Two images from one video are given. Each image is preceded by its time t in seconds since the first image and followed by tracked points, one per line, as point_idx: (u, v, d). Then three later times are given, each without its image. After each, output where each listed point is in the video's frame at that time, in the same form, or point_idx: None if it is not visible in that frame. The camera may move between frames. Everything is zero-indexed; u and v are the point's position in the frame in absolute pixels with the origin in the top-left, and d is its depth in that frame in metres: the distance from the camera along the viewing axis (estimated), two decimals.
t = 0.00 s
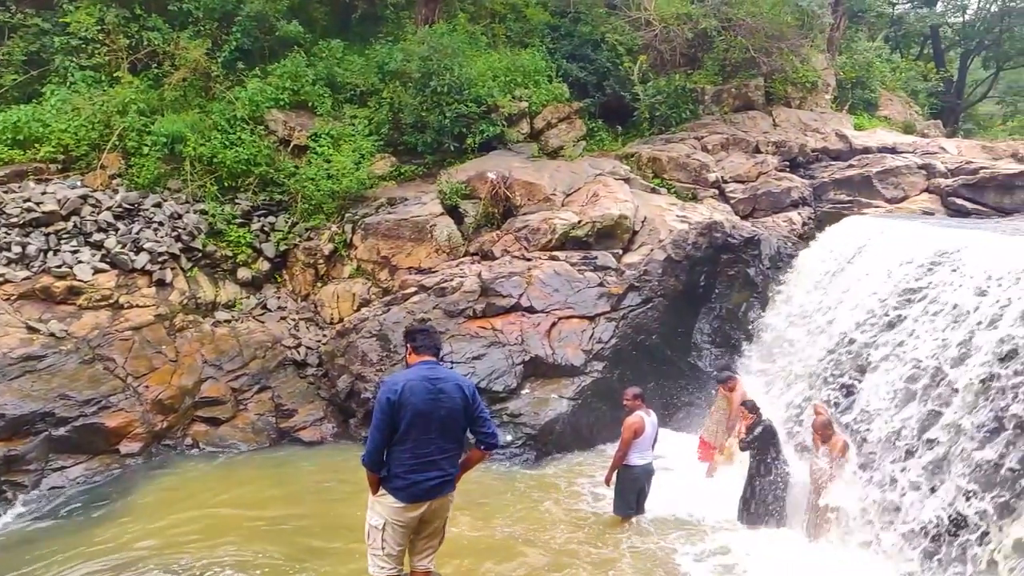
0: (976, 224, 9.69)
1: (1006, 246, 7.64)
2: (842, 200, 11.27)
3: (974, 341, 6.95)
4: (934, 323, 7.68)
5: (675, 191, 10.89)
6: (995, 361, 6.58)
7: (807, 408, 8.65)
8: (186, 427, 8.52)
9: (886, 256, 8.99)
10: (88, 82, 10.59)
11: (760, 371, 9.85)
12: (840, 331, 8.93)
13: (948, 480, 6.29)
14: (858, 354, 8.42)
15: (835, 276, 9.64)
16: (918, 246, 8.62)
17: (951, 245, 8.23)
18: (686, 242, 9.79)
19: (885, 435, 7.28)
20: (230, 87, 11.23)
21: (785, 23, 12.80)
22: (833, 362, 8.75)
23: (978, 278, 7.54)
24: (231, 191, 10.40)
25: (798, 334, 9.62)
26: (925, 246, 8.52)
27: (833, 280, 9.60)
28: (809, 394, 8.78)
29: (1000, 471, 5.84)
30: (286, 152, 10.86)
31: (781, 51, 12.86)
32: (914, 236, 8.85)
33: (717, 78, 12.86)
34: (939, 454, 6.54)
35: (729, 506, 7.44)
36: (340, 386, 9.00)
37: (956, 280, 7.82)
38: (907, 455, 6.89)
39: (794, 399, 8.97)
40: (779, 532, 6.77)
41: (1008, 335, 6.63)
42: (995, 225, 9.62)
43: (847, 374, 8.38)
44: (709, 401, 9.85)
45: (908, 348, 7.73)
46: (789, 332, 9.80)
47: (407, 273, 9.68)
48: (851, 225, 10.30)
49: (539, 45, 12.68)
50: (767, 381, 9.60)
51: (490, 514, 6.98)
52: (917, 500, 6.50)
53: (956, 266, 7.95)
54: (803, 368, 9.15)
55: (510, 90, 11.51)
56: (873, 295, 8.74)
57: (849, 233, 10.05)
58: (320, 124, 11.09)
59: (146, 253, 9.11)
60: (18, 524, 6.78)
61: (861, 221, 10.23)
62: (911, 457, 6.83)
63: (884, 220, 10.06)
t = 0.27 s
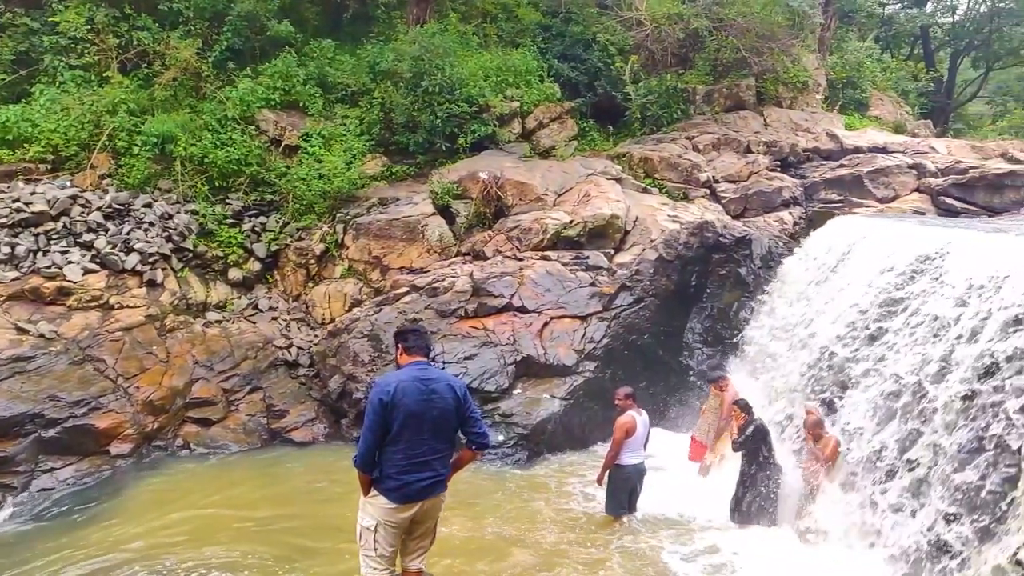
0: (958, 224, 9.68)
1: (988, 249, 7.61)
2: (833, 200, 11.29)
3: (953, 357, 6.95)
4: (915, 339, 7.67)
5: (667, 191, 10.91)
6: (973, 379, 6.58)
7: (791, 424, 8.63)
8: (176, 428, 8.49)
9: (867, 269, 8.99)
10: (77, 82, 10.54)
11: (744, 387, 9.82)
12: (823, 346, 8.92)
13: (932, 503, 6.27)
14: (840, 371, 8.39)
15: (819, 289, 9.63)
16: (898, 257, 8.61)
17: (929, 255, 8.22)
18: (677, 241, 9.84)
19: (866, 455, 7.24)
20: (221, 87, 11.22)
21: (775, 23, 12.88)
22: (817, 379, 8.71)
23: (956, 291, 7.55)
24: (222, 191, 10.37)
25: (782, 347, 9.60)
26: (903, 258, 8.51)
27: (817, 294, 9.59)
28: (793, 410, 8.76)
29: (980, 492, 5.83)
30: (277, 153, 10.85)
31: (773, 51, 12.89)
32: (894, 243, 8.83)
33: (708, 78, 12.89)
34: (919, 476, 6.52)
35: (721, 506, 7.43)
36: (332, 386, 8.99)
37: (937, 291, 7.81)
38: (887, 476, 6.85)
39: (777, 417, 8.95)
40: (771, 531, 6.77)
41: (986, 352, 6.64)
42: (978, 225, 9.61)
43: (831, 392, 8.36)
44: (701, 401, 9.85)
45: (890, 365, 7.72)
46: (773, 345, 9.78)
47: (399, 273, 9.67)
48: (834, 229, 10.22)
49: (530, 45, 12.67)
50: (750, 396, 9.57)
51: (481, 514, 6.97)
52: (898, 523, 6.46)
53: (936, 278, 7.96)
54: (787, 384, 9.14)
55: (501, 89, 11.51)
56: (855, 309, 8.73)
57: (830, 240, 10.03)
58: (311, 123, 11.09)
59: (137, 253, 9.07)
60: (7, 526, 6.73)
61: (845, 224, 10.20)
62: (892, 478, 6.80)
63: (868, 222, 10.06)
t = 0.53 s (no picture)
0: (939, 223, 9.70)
1: (969, 254, 7.62)
2: (824, 199, 11.32)
3: (934, 373, 6.91)
4: (895, 355, 7.61)
5: (659, 191, 10.92)
6: (954, 396, 6.54)
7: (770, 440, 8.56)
8: (167, 429, 8.45)
9: (849, 281, 8.94)
10: (67, 82, 10.46)
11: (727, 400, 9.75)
12: (805, 360, 8.86)
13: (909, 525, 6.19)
14: (821, 387, 8.32)
15: (802, 302, 9.57)
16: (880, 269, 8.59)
17: (911, 268, 8.22)
18: (669, 241, 9.87)
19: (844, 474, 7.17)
20: (212, 87, 11.20)
21: (767, 24, 12.89)
22: (798, 395, 8.65)
23: (937, 305, 7.53)
24: (213, 191, 10.36)
25: (765, 361, 9.55)
26: (886, 270, 8.49)
27: (800, 306, 9.52)
28: (774, 426, 8.69)
29: (963, 516, 5.80)
30: (268, 153, 10.84)
31: (764, 51, 12.92)
32: (877, 253, 8.81)
33: (699, 78, 12.92)
34: (899, 499, 6.46)
35: (712, 505, 7.44)
36: (323, 387, 8.97)
37: (918, 306, 7.75)
38: (867, 498, 6.75)
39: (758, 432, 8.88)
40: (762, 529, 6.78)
41: (968, 368, 6.61)
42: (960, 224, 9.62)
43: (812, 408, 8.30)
44: (692, 400, 9.86)
45: (870, 381, 7.65)
46: (756, 358, 9.73)
47: (391, 273, 9.66)
48: (817, 236, 10.24)
49: (522, 45, 12.66)
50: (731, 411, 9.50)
51: (472, 514, 6.97)
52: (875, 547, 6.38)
53: (917, 291, 7.93)
54: (768, 400, 9.07)
55: (493, 89, 11.52)
56: (838, 322, 8.67)
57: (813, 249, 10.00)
58: (303, 123, 11.02)
59: (127, 253, 9.04)
60: None
61: (830, 228, 10.19)
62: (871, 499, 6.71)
63: (851, 223, 10.04)
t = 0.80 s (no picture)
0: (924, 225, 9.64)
1: (951, 268, 7.59)
2: (814, 199, 11.35)
3: (914, 390, 6.88)
4: (877, 370, 7.61)
5: (650, 190, 10.93)
6: (934, 414, 6.51)
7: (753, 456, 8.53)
8: (157, 429, 8.41)
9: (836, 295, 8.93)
10: (56, 80, 10.39)
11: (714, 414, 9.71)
12: (789, 374, 8.87)
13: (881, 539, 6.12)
14: (805, 403, 8.32)
15: (787, 315, 9.59)
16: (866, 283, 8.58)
17: (896, 281, 8.20)
18: (660, 241, 9.88)
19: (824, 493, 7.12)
20: (202, 86, 11.17)
21: (760, 24, 12.93)
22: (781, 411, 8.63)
23: (920, 321, 7.50)
24: (203, 191, 10.33)
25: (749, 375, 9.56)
26: (872, 284, 8.48)
27: (787, 321, 9.50)
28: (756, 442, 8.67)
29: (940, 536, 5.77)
30: (259, 152, 10.81)
31: (754, 51, 12.98)
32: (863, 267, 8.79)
33: (691, 77, 12.94)
34: (879, 521, 6.40)
35: (704, 505, 7.45)
36: (314, 387, 8.95)
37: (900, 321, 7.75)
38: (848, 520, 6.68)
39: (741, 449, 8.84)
40: (752, 528, 6.81)
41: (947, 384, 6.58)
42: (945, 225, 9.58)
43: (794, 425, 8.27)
44: (682, 398, 9.89)
45: (853, 399, 7.63)
46: (741, 372, 9.73)
47: (382, 273, 9.64)
48: (805, 241, 10.18)
49: (514, 44, 12.61)
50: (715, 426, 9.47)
51: (462, 514, 6.96)
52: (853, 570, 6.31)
53: (901, 305, 7.90)
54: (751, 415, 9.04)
55: (484, 88, 11.51)
56: (824, 338, 8.67)
57: (802, 259, 9.98)
58: (293, 122, 10.96)
59: (116, 253, 8.99)
60: None
61: (817, 232, 10.13)
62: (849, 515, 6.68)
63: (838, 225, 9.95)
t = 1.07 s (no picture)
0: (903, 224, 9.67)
1: (930, 280, 7.59)
2: (806, 198, 11.37)
3: (895, 408, 6.88)
4: (857, 386, 7.60)
5: (642, 190, 10.94)
6: (917, 433, 6.52)
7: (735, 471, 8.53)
8: (148, 430, 8.38)
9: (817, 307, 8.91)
10: (45, 80, 10.34)
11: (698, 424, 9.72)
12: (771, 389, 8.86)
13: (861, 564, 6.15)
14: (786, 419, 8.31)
15: (769, 327, 9.57)
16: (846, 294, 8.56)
17: (877, 292, 8.19)
18: (651, 241, 9.89)
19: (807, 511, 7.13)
20: (193, 86, 11.14)
21: (750, 23, 12.98)
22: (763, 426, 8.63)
23: (900, 334, 7.51)
24: (194, 191, 10.30)
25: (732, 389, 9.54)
26: (853, 296, 8.46)
27: (770, 333, 9.46)
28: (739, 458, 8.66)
29: (924, 562, 5.86)
30: (250, 152, 10.78)
31: (745, 51, 13.01)
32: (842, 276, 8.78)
33: (682, 77, 12.95)
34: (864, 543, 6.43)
35: (695, 504, 7.46)
36: (306, 387, 8.94)
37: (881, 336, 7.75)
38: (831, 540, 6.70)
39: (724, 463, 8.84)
40: (744, 528, 6.84)
41: (928, 402, 6.59)
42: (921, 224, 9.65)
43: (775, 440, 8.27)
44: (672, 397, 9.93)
45: (835, 416, 7.61)
46: (723, 385, 9.72)
47: (373, 273, 9.63)
48: (788, 247, 10.13)
49: (505, 44, 12.62)
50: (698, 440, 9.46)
51: (453, 514, 6.95)
52: None
53: (880, 318, 7.90)
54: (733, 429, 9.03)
55: (475, 88, 11.51)
56: (805, 352, 8.65)
57: (784, 267, 9.95)
58: (284, 122, 10.99)
59: (107, 254, 8.95)
60: None
61: (798, 240, 10.09)
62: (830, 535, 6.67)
63: (817, 232, 9.92)
